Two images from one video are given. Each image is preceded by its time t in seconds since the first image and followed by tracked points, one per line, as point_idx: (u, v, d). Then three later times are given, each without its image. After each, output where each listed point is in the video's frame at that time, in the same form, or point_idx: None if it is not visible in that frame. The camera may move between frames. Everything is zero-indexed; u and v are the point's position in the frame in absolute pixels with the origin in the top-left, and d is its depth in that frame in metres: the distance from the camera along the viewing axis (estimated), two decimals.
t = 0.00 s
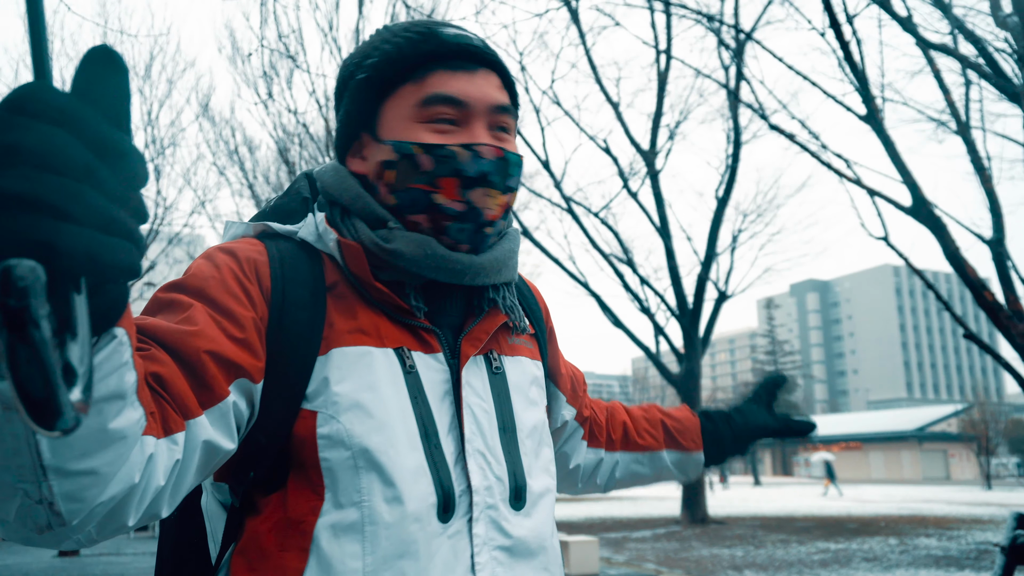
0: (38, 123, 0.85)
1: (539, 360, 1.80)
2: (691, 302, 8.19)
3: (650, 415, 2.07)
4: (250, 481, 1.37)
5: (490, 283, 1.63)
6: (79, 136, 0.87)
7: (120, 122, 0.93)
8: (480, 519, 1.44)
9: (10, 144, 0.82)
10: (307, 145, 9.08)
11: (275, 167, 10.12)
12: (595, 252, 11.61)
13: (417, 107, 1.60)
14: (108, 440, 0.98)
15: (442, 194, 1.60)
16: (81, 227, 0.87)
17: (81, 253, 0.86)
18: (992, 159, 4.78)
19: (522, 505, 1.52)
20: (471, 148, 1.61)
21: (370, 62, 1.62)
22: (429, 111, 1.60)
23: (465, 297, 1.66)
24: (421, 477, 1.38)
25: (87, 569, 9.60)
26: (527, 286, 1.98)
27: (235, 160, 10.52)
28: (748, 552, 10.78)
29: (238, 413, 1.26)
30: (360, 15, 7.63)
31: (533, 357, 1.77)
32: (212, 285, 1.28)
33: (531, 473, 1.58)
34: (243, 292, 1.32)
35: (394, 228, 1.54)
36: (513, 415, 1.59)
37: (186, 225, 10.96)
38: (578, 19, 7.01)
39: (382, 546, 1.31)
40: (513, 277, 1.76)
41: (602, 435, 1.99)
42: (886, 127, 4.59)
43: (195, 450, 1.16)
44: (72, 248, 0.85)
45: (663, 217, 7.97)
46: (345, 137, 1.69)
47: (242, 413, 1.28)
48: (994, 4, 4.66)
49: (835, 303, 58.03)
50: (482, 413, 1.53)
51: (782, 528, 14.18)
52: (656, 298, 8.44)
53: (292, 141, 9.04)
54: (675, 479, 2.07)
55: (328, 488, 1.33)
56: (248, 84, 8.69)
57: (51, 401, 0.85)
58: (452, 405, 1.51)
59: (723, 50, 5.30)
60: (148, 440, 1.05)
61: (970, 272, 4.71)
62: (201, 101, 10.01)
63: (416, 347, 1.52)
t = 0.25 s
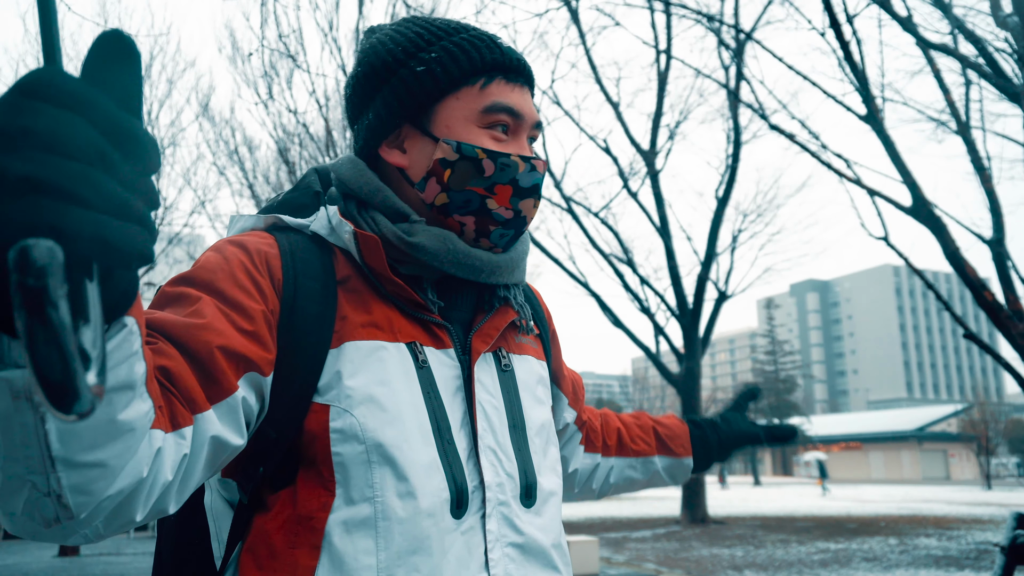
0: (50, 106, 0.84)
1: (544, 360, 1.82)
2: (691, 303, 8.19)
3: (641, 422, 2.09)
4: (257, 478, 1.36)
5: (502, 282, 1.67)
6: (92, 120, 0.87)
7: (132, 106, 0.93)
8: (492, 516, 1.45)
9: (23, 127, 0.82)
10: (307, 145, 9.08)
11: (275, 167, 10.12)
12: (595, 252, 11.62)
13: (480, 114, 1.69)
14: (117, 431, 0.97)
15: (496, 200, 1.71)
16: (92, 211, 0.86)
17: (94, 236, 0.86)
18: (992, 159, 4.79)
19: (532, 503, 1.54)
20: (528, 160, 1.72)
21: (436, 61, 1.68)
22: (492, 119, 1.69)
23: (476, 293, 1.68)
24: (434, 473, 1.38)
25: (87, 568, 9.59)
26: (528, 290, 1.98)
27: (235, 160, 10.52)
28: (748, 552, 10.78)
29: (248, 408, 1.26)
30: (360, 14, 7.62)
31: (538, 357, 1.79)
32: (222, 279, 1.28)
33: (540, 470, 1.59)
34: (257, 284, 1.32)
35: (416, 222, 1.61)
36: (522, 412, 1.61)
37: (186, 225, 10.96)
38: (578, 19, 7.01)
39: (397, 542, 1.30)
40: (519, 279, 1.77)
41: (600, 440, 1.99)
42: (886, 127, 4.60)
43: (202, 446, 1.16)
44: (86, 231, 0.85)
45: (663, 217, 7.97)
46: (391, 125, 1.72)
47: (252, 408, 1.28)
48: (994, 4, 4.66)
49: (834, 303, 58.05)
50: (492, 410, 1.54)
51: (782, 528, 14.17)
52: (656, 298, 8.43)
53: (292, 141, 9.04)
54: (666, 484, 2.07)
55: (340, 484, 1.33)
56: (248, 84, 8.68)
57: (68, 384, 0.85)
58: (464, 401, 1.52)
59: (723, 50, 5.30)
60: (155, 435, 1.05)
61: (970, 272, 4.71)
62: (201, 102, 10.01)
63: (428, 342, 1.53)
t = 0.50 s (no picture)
0: (62, 114, 0.85)
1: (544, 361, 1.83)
2: (690, 303, 8.19)
3: (639, 420, 2.10)
4: (256, 481, 1.37)
5: (503, 285, 1.68)
6: (103, 128, 0.88)
7: (142, 112, 0.93)
8: (491, 520, 1.45)
9: (37, 137, 0.83)
10: (307, 145, 9.09)
11: (275, 167, 10.12)
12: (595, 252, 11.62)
13: (484, 115, 1.70)
14: (125, 440, 0.98)
15: (503, 201, 1.71)
16: (106, 218, 0.87)
17: (110, 243, 0.87)
18: (992, 159, 4.79)
19: (531, 506, 1.54)
20: (533, 159, 1.73)
21: (437, 62, 1.68)
22: (496, 119, 1.70)
23: (476, 296, 1.69)
24: (432, 477, 1.39)
25: (87, 569, 9.60)
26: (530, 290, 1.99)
27: (235, 160, 10.52)
28: (748, 552, 10.78)
29: (248, 413, 1.26)
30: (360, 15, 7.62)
31: (539, 358, 1.79)
32: (222, 282, 1.28)
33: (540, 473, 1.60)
34: (256, 288, 1.32)
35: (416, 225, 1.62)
36: (522, 416, 1.61)
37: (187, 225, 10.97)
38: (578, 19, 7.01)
39: (394, 546, 1.31)
40: (520, 280, 1.78)
41: (600, 438, 1.99)
42: (886, 127, 4.60)
43: (206, 452, 1.16)
44: (103, 239, 0.86)
45: (663, 217, 7.97)
46: (394, 129, 1.72)
47: (252, 412, 1.28)
48: (994, 4, 4.67)
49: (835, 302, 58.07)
50: (492, 414, 1.55)
51: (782, 528, 14.18)
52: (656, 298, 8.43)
53: (292, 141, 9.05)
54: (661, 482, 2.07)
55: (338, 489, 1.33)
56: (248, 84, 8.69)
57: (95, 397, 0.88)
58: (463, 405, 1.53)
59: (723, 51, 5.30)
60: (161, 443, 1.05)
61: (970, 272, 4.71)
62: (202, 102, 10.01)
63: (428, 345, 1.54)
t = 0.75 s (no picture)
0: (52, 133, 0.86)
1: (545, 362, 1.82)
2: (690, 303, 8.19)
3: (652, 413, 2.09)
4: (250, 483, 1.38)
5: (499, 288, 1.67)
6: (94, 147, 0.89)
7: (133, 129, 0.94)
8: (484, 523, 1.45)
9: (28, 157, 0.83)
10: (307, 145, 9.08)
11: (275, 167, 10.12)
12: (595, 251, 11.62)
13: (481, 116, 1.70)
14: (116, 448, 0.98)
15: (502, 202, 1.72)
16: (95, 236, 0.87)
17: (97, 262, 0.87)
18: (992, 159, 4.79)
19: (525, 510, 1.53)
20: (532, 161, 1.73)
21: (432, 65, 1.68)
22: (493, 120, 1.70)
23: (473, 299, 1.69)
24: (424, 480, 1.39)
25: (87, 568, 9.61)
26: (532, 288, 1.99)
27: (235, 160, 10.52)
28: (748, 552, 10.79)
29: (242, 417, 1.27)
30: (361, 15, 7.61)
31: (538, 359, 1.79)
32: (215, 287, 1.29)
33: (535, 476, 1.60)
34: (248, 291, 1.33)
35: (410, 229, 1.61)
36: (519, 419, 1.61)
37: (187, 225, 10.97)
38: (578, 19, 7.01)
39: (384, 549, 1.32)
40: (521, 281, 1.78)
41: (610, 432, 2.00)
42: (886, 127, 4.61)
43: (198, 457, 1.17)
44: (91, 257, 0.86)
45: (663, 217, 7.97)
46: (390, 133, 1.72)
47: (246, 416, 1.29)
48: (994, 4, 4.67)
49: (834, 302, 58.19)
50: (487, 416, 1.55)
51: (782, 527, 14.18)
52: (656, 298, 8.43)
53: (292, 141, 9.04)
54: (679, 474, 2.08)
55: (330, 491, 1.34)
56: (248, 85, 8.67)
57: (79, 411, 0.87)
58: (457, 407, 1.52)
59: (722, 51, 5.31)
60: (153, 448, 1.06)
61: (970, 273, 4.71)
62: (202, 102, 10.00)
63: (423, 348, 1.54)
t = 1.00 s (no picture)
0: (29, 145, 0.86)
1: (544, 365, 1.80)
2: (690, 303, 8.18)
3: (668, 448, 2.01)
4: (242, 484, 1.37)
5: (494, 290, 1.64)
6: (72, 159, 0.88)
7: (113, 139, 0.93)
8: (474, 526, 1.44)
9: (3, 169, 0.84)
10: (307, 145, 9.08)
11: (276, 167, 10.11)
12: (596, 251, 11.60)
13: (468, 119, 1.68)
14: (97, 451, 0.98)
15: (490, 205, 1.70)
16: (71, 248, 0.87)
17: (70, 274, 0.87)
18: (993, 159, 4.78)
19: (517, 513, 1.52)
20: (520, 162, 1.71)
21: (419, 67, 1.67)
22: (480, 121, 1.69)
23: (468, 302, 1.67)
24: (413, 482, 1.38)
25: (87, 568, 9.62)
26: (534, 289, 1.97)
27: (235, 160, 10.51)
28: (748, 552, 10.79)
29: (233, 418, 1.26)
30: (360, 15, 7.60)
31: (537, 362, 1.76)
32: (207, 290, 1.28)
33: (530, 480, 1.58)
34: (239, 294, 1.32)
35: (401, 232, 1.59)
36: (513, 421, 1.59)
37: (187, 225, 10.97)
38: (578, 19, 7.00)
39: (371, 551, 1.31)
40: (520, 284, 1.76)
41: (610, 452, 1.97)
42: (886, 127, 4.60)
43: (188, 458, 1.16)
44: (63, 269, 0.86)
45: (663, 217, 7.96)
46: (380, 135, 1.72)
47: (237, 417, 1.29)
48: (994, 4, 4.65)
49: (835, 302, 58.18)
50: (480, 419, 1.53)
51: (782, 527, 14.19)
52: (656, 298, 8.43)
53: (292, 141, 9.03)
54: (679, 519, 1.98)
55: (319, 492, 1.33)
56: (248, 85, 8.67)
57: (45, 421, 0.87)
58: (449, 410, 1.51)
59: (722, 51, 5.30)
60: (141, 450, 1.05)
61: (971, 273, 4.70)
62: (202, 102, 10.00)
63: (415, 351, 1.52)
